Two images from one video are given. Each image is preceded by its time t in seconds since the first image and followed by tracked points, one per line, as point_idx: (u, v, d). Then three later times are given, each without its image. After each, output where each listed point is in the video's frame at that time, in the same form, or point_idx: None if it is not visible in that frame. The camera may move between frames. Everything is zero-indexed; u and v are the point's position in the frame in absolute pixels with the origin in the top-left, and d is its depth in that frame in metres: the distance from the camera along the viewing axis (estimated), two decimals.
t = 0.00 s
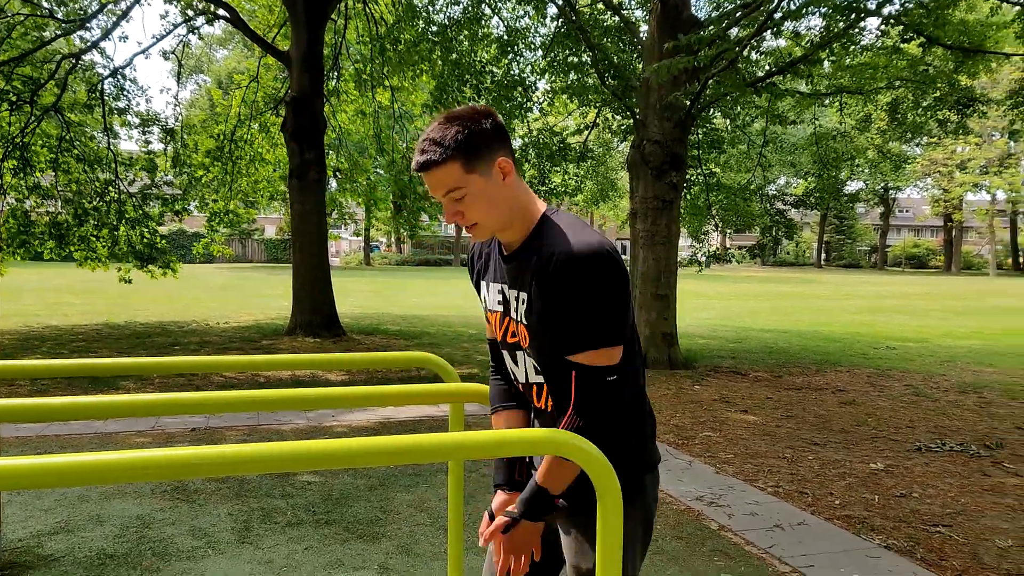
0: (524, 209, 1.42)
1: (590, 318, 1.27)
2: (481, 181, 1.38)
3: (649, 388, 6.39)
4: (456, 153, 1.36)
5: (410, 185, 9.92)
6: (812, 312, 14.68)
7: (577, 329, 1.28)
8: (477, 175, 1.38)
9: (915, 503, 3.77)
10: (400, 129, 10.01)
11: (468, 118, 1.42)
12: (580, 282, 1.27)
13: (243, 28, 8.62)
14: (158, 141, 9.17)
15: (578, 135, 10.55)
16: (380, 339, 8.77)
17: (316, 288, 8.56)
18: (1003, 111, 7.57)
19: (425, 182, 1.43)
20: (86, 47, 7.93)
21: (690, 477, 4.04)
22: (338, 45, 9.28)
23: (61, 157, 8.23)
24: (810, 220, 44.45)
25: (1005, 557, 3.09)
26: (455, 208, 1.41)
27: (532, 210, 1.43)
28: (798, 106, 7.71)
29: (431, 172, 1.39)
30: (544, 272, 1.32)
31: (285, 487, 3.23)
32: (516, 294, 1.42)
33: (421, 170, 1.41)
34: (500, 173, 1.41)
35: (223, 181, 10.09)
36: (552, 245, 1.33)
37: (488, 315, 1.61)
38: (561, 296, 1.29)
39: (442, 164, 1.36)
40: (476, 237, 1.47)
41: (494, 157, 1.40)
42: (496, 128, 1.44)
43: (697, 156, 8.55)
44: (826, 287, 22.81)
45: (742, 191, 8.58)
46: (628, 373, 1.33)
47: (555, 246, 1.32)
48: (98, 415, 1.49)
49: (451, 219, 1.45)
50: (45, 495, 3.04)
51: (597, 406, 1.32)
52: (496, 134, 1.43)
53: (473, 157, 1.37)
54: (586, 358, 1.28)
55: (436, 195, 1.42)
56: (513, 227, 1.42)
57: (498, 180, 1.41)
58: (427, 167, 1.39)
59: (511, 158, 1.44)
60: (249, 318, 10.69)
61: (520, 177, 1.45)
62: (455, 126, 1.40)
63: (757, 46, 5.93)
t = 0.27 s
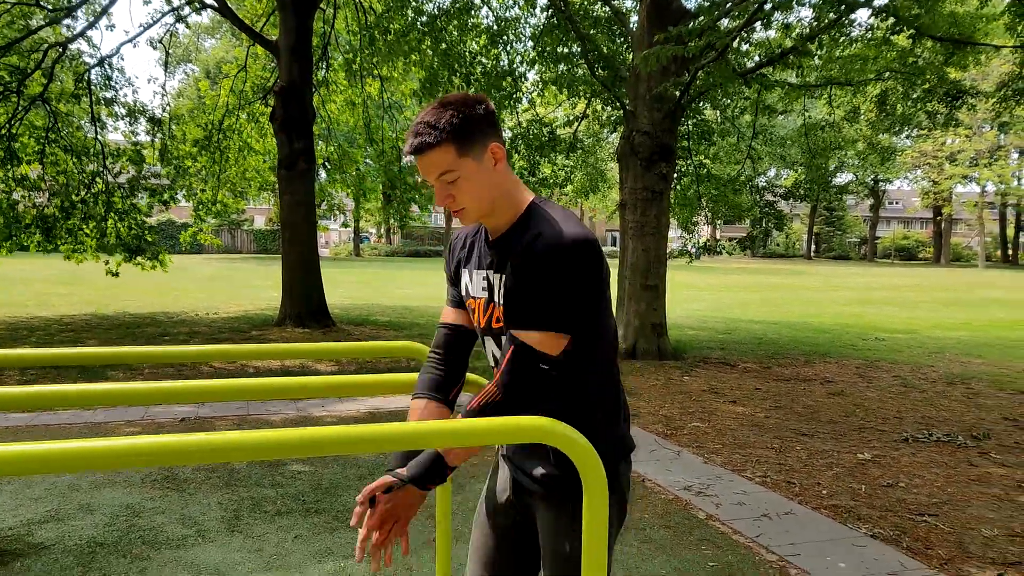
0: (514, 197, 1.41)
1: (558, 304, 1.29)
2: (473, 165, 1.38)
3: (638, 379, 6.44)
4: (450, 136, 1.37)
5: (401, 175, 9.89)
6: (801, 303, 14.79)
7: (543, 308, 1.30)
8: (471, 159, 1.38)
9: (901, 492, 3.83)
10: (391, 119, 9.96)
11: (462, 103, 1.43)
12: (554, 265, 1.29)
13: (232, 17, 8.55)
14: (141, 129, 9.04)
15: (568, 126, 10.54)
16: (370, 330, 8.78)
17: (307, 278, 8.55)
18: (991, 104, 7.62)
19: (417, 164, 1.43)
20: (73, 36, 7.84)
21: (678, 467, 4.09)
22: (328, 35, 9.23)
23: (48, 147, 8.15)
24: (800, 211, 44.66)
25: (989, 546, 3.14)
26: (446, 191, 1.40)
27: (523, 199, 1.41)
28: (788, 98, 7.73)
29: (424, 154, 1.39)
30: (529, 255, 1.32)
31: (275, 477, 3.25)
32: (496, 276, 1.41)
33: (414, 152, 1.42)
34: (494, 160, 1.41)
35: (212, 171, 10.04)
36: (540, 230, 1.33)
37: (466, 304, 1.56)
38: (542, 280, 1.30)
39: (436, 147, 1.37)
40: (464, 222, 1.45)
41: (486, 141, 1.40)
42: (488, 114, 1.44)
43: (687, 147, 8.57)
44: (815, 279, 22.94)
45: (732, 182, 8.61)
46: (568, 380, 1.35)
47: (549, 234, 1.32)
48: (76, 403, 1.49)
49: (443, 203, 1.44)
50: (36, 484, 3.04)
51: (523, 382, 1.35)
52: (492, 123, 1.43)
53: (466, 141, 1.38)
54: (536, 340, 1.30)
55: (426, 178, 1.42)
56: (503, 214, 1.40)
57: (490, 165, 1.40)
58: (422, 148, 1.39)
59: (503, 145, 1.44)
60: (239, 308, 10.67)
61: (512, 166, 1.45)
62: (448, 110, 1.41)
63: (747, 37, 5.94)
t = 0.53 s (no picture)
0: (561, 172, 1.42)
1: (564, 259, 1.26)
2: (536, 124, 1.38)
3: (649, 369, 6.43)
4: (527, 88, 1.37)
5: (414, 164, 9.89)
6: (815, 295, 14.69)
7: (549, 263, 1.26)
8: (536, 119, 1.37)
9: (913, 485, 3.81)
10: (404, 108, 9.96)
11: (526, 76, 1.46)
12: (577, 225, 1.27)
13: (247, 5, 8.56)
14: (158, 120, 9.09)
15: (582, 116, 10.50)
16: (383, 319, 8.82)
17: (319, 267, 8.59)
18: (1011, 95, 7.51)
19: (476, 111, 1.39)
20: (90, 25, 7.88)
21: (689, 458, 4.09)
22: (342, 24, 9.23)
23: (65, 137, 8.21)
24: (814, 203, 44.28)
25: (1000, 540, 3.13)
26: (506, 140, 1.36)
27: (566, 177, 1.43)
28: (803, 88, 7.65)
29: (494, 98, 1.36)
30: (550, 214, 1.30)
31: (288, 463, 3.28)
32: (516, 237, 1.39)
33: (479, 96, 1.38)
34: (549, 131, 1.43)
35: (226, 161, 10.09)
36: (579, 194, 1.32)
37: (477, 270, 1.54)
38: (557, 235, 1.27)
39: (510, 94, 1.35)
40: (506, 181, 1.40)
41: (547, 112, 1.43)
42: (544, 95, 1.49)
43: (701, 138, 8.53)
44: (829, 270, 22.78)
45: (745, 174, 8.56)
46: (557, 338, 1.28)
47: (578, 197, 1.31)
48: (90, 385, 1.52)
49: (490, 156, 1.40)
50: (55, 467, 3.09)
51: (506, 321, 1.23)
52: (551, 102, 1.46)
53: (537, 100, 1.39)
54: (537, 282, 1.23)
55: (485, 124, 1.37)
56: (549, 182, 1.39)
57: (547, 133, 1.41)
58: (489, 95, 1.37)
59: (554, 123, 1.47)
60: (253, 296, 10.76)
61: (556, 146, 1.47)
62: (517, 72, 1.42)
63: (763, 28, 5.89)
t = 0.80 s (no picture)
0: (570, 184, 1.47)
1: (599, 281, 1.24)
2: (548, 135, 1.42)
3: (634, 376, 6.48)
4: (542, 100, 1.42)
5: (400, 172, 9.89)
6: (796, 302, 14.87)
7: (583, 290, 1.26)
8: (548, 129, 1.43)
9: (894, 489, 3.87)
10: (389, 117, 9.97)
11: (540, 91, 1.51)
12: (622, 239, 1.28)
13: (232, 12, 8.54)
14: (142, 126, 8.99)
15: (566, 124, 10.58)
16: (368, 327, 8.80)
17: (304, 274, 8.55)
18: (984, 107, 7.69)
19: (490, 118, 1.44)
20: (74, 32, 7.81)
21: (675, 464, 4.12)
22: (327, 32, 9.24)
23: (46, 145, 8.12)
24: (794, 212, 44.84)
25: (979, 541, 3.19)
26: (518, 146, 1.40)
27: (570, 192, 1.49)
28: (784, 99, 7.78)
29: (508, 105, 1.41)
30: (583, 226, 1.31)
31: (277, 471, 3.26)
32: (532, 247, 1.39)
33: (495, 103, 1.43)
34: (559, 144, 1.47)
35: (210, 169, 10.03)
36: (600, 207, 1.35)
37: (488, 277, 1.52)
38: (591, 254, 1.27)
39: (525, 103, 1.40)
40: (514, 188, 1.44)
41: (558, 125, 1.47)
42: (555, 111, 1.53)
43: (684, 147, 8.63)
44: (809, 278, 23.08)
45: (727, 182, 8.67)
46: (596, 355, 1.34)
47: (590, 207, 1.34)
48: (80, 393, 1.51)
49: (501, 163, 1.43)
50: (39, 478, 3.05)
51: (583, 359, 1.18)
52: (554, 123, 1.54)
53: (551, 112, 1.43)
54: (622, 303, 1.24)
55: (498, 129, 1.41)
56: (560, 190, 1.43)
57: (557, 145, 1.46)
58: (504, 102, 1.42)
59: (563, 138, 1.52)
60: (237, 304, 10.68)
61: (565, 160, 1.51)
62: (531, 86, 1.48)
63: (745, 40, 6.00)
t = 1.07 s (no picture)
0: (520, 200, 1.55)
1: (609, 279, 1.38)
2: (480, 173, 1.49)
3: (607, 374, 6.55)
4: (462, 143, 1.47)
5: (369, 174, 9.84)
6: (762, 300, 15.13)
7: (600, 291, 1.39)
8: (480, 167, 1.48)
9: (861, 479, 3.99)
10: (357, 118, 9.90)
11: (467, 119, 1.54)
12: (599, 239, 1.39)
13: (195, 12, 8.39)
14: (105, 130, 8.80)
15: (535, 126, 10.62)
16: (339, 330, 8.73)
17: (274, 278, 8.45)
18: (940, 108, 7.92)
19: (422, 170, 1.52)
20: (31, 33, 7.61)
21: (650, 459, 4.19)
22: (293, 33, 9.15)
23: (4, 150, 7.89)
24: (758, 211, 45.57)
25: (942, 527, 3.30)
26: (454, 195, 1.49)
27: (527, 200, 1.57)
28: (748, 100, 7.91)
29: (433, 158, 1.47)
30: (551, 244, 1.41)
31: (255, 475, 3.24)
32: (515, 275, 1.49)
33: (421, 157, 1.50)
34: (497, 171, 1.53)
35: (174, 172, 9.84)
36: (557, 220, 1.43)
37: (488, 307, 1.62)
38: (577, 261, 1.38)
39: (447, 153, 1.46)
40: (465, 229, 1.54)
41: (492, 154, 1.52)
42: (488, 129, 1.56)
43: (652, 148, 8.73)
44: (775, 276, 23.48)
45: (694, 182, 8.79)
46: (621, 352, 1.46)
47: (548, 224, 1.43)
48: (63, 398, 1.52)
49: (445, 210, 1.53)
50: (10, 486, 2.99)
51: (643, 337, 1.32)
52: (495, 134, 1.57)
53: (476, 150, 1.48)
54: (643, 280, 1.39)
55: (431, 182, 1.50)
56: (511, 213, 1.52)
57: (493, 176, 1.52)
58: (430, 155, 1.48)
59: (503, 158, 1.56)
60: (204, 309, 10.50)
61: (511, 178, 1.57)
62: (455, 122, 1.52)
63: (710, 42, 6.09)
